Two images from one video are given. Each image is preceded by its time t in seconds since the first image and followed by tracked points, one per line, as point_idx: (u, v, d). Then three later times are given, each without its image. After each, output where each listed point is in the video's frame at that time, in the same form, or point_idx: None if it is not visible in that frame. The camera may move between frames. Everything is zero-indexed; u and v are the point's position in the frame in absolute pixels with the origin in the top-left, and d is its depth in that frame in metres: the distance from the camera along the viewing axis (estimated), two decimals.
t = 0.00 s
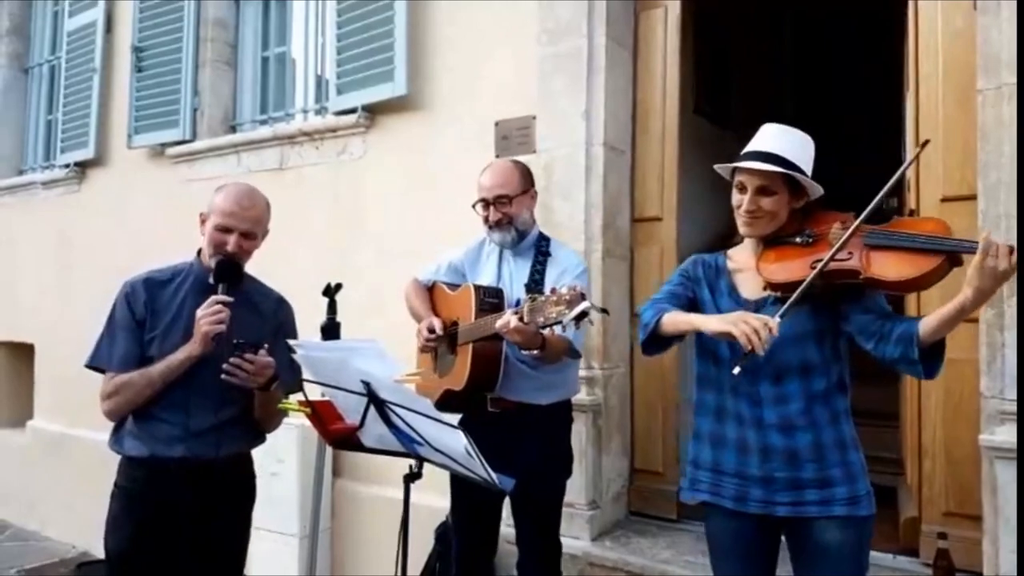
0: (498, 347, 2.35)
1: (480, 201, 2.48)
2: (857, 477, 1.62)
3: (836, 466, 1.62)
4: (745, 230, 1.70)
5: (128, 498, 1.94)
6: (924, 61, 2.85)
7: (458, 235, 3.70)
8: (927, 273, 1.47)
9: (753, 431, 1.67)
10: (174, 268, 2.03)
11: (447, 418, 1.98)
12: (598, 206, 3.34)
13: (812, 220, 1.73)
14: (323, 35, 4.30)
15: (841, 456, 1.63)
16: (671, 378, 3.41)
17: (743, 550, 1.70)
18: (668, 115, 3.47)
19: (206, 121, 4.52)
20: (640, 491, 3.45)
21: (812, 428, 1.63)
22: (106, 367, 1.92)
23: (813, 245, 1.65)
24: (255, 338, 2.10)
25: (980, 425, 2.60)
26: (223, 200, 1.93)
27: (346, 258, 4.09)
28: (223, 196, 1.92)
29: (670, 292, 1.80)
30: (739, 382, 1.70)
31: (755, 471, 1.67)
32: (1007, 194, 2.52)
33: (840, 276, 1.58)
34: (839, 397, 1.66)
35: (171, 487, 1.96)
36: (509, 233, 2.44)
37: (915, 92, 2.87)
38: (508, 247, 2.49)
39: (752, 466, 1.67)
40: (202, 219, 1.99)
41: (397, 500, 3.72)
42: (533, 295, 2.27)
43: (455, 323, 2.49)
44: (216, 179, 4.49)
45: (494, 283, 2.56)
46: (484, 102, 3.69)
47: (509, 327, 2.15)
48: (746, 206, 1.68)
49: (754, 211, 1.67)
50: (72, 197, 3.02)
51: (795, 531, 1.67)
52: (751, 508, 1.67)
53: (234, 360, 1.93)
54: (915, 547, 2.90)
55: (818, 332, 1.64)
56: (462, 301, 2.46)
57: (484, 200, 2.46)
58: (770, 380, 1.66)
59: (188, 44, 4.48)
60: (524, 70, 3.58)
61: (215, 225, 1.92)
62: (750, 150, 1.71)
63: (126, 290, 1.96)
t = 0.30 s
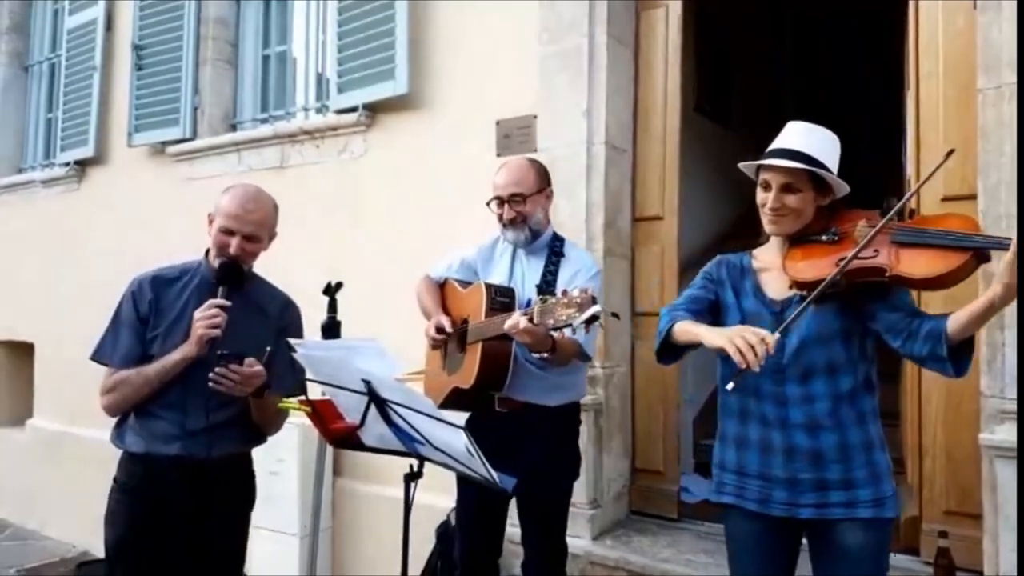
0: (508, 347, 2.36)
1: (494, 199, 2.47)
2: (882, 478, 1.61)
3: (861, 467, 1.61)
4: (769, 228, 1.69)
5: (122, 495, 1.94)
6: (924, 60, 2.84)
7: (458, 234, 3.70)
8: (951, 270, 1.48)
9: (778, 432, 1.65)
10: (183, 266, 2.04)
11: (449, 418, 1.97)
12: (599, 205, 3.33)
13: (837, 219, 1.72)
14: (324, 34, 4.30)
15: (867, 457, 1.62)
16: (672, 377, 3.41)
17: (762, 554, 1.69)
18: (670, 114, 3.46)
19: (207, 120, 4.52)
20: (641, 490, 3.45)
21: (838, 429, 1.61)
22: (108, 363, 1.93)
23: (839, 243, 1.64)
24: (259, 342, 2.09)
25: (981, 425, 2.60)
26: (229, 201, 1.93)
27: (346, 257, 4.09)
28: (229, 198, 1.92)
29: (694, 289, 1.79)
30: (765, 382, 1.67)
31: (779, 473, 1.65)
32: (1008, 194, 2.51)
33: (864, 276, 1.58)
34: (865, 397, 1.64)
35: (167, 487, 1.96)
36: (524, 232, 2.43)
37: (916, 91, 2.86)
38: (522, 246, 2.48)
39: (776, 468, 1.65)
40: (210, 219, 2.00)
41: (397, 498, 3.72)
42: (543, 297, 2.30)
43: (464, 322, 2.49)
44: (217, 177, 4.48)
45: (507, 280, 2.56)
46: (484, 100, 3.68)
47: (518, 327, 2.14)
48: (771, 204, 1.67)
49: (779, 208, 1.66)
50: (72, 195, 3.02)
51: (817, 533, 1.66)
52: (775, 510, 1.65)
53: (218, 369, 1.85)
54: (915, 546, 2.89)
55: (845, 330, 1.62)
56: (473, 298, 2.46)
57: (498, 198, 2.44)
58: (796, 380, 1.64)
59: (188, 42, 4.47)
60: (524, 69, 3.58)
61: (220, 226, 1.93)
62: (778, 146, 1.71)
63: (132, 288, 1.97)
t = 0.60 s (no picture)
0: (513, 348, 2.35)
1: (501, 197, 2.46)
2: (900, 484, 1.58)
3: (876, 471, 1.59)
4: (798, 225, 1.69)
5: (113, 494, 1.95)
6: (924, 58, 2.84)
7: (458, 233, 3.70)
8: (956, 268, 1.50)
9: (794, 432, 1.66)
10: (175, 267, 2.06)
11: (444, 415, 1.95)
12: (600, 203, 3.33)
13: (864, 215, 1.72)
14: (324, 33, 4.30)
15: (885, 460, 1.59)
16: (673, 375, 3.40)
17: (776, 552, 1.69)
18: (670, 112, 3.46)
19: (206, 119, 4.51)
20: (643, 488, 3.45)
21: (854, 431, 1.60)
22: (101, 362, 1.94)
23: (855, 242, 1.64)
24: (252, 343, 2.09)
25: (981, 423, 2.59)
26: (216, 200, 1.95)
27: (346, 256, 4.09)
28: (216, 196, 1.95)
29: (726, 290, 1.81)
30: (784, 381, 1.68)
31: (794, 473, 1.65)
32: (1008, 192, 2.51)
33: (867, 276, 1.58)
34: (888, 400, 1.61)
35: (158, 486, 1.96)
36: (530, 232, 2.44)
37: (916, 89, 2.86)
38: (528, 246, 2.49)
39: (791, 467, 1.66)
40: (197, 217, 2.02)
41: (398, 497, 3.72)
42: (546, 304, 2.27)
43: (470, 321, 2.47)
44: (217, 176, 4.48)
45: (513, 280, 2.55)
46: (484, 98, 3.68)
47: (523, 329, 2.11)
48: (796, 200, 1.67)
49: (804, 204, 1.66)
50: (72, 194, 3.02)
51: (832, 535, 1.65)
52: (789, 510, 1.66)
53: (195, 368, 1.85)
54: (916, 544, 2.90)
55: (868, 332, 1.60)
56: (478, 297, 2.44)
57: (505, 196, 2.44)
58: (816, 380, 1.64)
59: (188, 40, 4.46)
60: (524, 67, 3.57)
61: (207, 224, 1.95)
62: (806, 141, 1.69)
63: (125, 288, 1.99)
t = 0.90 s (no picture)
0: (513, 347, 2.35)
1: (508, 196, 2.47)
2: (892, 491, 1.56)
3: (868, 474, 1.58)
4: (828, 221, 1.66)
5: (98, 492, 1.98)
6: (927, 57, 2.83)
7: (458, 232, 3.70)
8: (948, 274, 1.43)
9: (794, 426, 1.68)
10: (153, 264, 2.08)
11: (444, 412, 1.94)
12: (601, 202, 3.32)
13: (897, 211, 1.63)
14: (325, 31, 4.29)
15: (881, 465, 1.57)
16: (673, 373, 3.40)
17: (777, 544, 1.72)
18: (672, 111, 3.45)
19: (208, 116, 4.51)
20: (643, 487, 3.44)
21: (852, 431, 1.59)
22: (83, 360, 1.96)
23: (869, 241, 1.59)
24: (229, 337, 2.05)
25: (983, 423, 2.59)
26: (186, 190, 1.96)
27: (347, 254, 4.08)
28: (187, 187, 1.96)
29: (758, 282, 1.83)
30: (795, 375, 1.70)
31: (791, 467, 1.67)
32: (1010, 191, 2.51)
33: (871, 276, 1.55)
34: (893, 405, 1.58)
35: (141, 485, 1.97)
36: (536, 231, 2.44)
37: (918, 88, 2.85)
38: (533, 245, 2.48)
39: (789, 461, 1.68)
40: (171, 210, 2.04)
41: (399, 496, 3.72)
42: (547, 308, 2.26)
43: (471, 318, 2.47)
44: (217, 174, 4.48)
45: (516, 279, 2.55)
46: (485, 97, 3.68)
47: (521, 334, 2.10)
48: (825, 194, 1.65)
49: (831, 199, 1.64)
50: (74, 191, 3.03)
51: (825, 533, 1.66)
52: (783, 503, 1.68)
53: (161, 359, 1.81)
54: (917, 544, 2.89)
55: (877, 333, 1.58)
56: (481, 295, 2.45)
57: (511, 195, 2.45)
58: (822, 377, 1.64)
59: (189, 38, 4.46)
60: (526, 66, 3.57)
61: (179, 216, 1.96)
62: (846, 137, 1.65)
63: (104, 287, 2.02)
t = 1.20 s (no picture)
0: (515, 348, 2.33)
1: (508, 195, 2.47)
2: (894, 491, 1.56)
3: (871, 474, 1.57)
4: (832, 218, 1.66)
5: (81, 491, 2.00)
6: (926, 55, 2.83)
7: (458, 231, 3.70)
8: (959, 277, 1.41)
9: (798, 425, 1.68)
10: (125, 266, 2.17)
11: (444, 413, 1.94)
12: (601, 201, 3.32)
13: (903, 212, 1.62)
14: (325, 31, 4.29)
15: (883, 466, 1.57)
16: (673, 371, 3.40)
17: (778, 541, 1.72)
18: (672, 109, 3.45)
19: (207, 116, 4.51)
20: (643, 487, 3.44)
21: (855, 431, 1.59)
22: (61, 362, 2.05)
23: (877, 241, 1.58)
24: (203, 334, 2.06)
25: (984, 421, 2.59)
26: (149, 189, 1.96)
27: (348, 254, 4.08)
28: (150, 185, 1.96)
29: (760, 280, 1.83)
30: (798, 373, 1.71)
31: (794, 465, 1.68)
32: (1011, 189, 2.50)
33: (879, 276, 1.55)
34: (898, 405, 1.58)
35: (121, 484, 2.00)
36: (537, 230, 2.44)
37: (918, 86, 2.85)
38: (534, 245, 2.48)
39: (792, 460, 1.68)
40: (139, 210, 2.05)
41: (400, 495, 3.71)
42: (552, 309, 2.22)
43: (471, 318, 2.47)
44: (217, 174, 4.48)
45: (516, 279, 2.55)
46: (485, 96, 3.68)
47: (523, 335, 2.11)
48: (829, 191, 1.65)
49: (835, 197, 1.64)
50: (74, 190, 3.03)
51: (827, 533, 1.66)
52: (786, 501, 1.69)
53: (127, 360, 1.82)
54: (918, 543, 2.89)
55: (881, 333, 1.57)
56: (480, 295, 2.44)
57: (512, 195, 2.44)
58: (826, 376, 1.64)
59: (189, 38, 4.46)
60: (525, 65, 3.57)
61: (143, 216, 1.96)
62: (849, 135, 1.66)
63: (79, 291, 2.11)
